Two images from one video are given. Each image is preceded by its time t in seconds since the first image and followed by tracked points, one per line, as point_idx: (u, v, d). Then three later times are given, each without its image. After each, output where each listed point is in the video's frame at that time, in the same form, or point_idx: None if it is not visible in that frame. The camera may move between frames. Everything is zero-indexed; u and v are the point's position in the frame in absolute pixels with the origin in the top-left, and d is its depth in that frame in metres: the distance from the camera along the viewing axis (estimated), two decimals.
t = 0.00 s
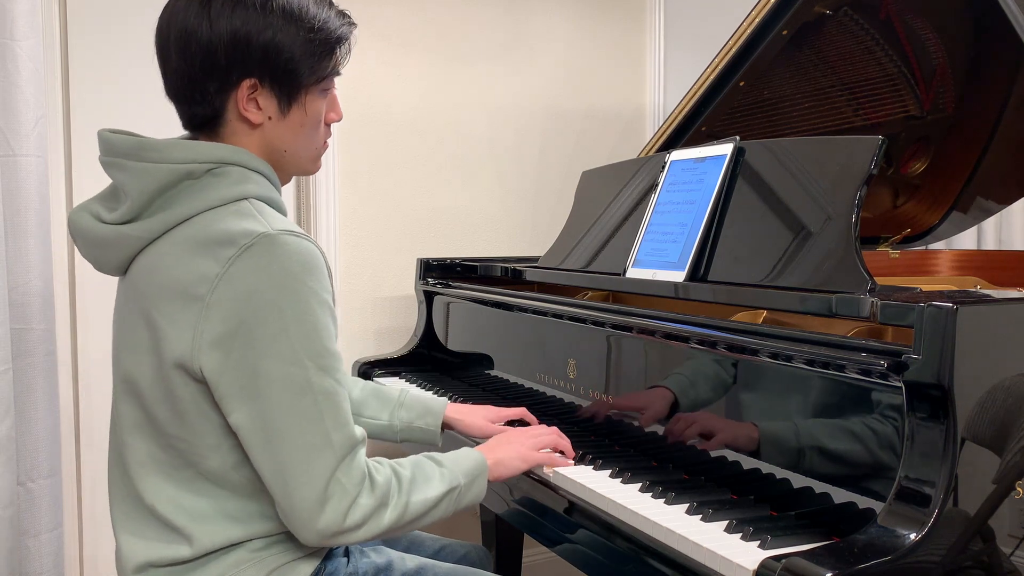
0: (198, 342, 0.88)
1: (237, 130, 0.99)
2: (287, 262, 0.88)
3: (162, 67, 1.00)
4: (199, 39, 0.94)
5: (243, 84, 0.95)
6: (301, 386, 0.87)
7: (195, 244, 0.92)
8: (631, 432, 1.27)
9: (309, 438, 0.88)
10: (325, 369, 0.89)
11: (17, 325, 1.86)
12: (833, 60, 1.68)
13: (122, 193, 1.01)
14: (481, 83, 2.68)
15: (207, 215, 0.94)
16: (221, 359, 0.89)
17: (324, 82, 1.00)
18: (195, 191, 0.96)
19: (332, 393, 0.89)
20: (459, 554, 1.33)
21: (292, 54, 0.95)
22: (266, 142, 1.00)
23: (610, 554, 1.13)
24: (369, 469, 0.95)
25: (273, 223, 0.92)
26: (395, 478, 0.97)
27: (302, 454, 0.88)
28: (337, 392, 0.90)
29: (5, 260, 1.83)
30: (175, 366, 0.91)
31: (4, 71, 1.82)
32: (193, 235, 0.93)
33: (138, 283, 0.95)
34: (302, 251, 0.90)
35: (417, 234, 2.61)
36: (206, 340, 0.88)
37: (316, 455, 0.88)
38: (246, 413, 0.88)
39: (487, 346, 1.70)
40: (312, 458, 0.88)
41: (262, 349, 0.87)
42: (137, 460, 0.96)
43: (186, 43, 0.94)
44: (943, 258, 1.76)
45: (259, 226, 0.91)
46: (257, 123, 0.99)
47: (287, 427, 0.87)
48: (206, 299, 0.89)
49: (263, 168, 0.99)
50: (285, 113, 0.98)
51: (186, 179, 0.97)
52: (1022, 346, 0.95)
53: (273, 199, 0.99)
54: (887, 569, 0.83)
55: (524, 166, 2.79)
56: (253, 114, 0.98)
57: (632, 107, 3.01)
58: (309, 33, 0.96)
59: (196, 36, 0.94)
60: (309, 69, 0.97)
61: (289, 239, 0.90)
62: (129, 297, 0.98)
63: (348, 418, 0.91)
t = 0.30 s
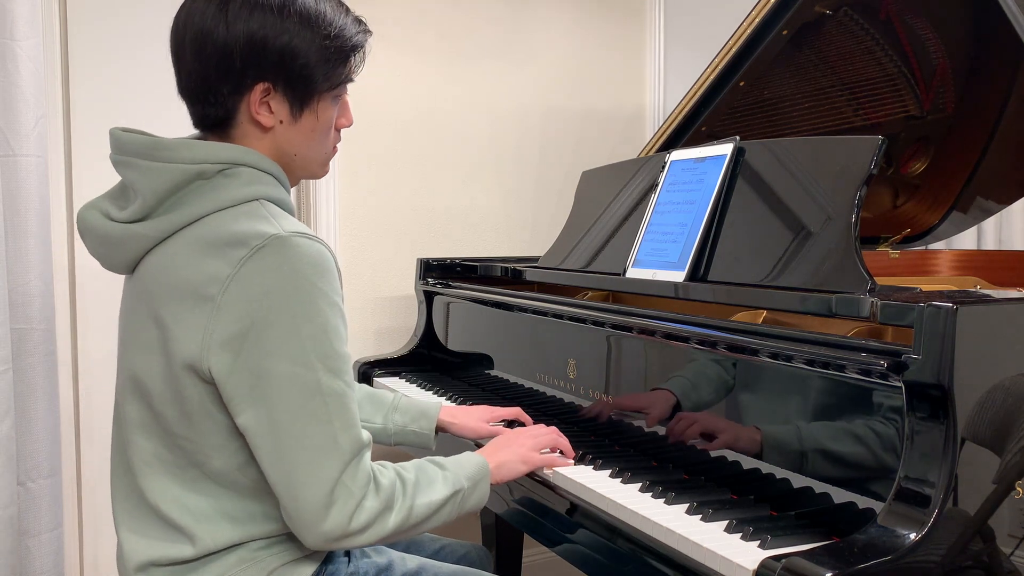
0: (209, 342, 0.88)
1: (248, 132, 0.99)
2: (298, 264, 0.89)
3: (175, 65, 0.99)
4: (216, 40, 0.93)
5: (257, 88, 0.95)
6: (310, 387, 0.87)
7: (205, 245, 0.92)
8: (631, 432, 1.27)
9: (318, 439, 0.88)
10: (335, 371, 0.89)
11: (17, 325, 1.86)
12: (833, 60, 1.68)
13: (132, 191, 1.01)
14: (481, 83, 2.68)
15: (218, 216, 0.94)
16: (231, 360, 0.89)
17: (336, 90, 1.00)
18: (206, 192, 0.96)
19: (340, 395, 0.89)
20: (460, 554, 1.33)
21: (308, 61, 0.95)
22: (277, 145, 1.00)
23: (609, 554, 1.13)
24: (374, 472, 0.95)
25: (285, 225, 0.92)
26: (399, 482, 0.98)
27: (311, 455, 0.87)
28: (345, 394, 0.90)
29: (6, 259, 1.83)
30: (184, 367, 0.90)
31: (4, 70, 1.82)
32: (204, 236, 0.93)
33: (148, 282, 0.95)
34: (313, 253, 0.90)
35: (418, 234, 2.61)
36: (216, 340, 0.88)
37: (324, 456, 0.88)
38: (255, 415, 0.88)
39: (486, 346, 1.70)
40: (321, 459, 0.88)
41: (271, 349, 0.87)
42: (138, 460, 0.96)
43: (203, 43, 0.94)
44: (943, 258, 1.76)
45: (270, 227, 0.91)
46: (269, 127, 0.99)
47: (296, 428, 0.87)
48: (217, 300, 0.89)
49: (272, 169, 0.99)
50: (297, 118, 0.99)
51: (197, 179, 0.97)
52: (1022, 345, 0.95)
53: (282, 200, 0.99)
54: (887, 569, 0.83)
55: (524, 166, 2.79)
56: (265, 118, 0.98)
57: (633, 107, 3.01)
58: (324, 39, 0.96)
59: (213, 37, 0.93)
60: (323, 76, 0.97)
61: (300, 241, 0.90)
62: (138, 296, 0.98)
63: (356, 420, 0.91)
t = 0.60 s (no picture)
0: (213, 347, 0.88)
1: (250, 134, 0.99)
2: (301, 266, 0.89)
3: (182, 62, 0.99)
4: (224, 40, 0.93)
5: (261, 91, 0.95)
6: (318, 388, 0.87)
7: (207, 249, 0.92)
8: (631, 432, 1.27)
9: (328, 440, 0.87)
10: (341, 371, 0.89)
11: (17, 325, 1.86)
12: (833, 60, 1.68)
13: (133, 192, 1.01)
14: (481, 83, 2.68)
15: (220, 219, 0.94)
16: (236, 365, 0.88)
17: (342, 97, 1.00)
18: (206, 195, 0.96)
19: (349, 393, 0.89)
20: (460, 554, 1.34)
21: (314, 67, 0.95)
22: (279, 148, 1.00)
23: (610, 554, 1.13)
24: (388, 468, 0.95)
25: (285, 228, 0.92)
26: (414, 476, 0.98)
27: (322, 456, 0.87)
28: (354, 394, 0.90)
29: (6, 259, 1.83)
30: (187, 369, 0.90)
31: (4, 71, 1.82)
32: (205, 239, 0.93)
33: (149, 285, 0.95)
34: (314, 255, 0.90)
35: (417, 234, 2.61)
36: (220, 345, 0.88)
37: (335, 456, 0.88)
38: (261, 420, 0.88)
39: (486, 346, 1.70)
40: (332, 460, 0.88)
41: (277, 353, 0.87)
42: (139, 460, 0.96)
43: (210, 41, 0.94)
44: (943, 258, 1.76)
45: (271, 231, 0.91)
46: (272, 130, 0.98)
47: (304, 430, 0.87)
48: (221, 305, 0.88)
49: (275, 172, 0.99)
50: (301, 122, 0.98)
51: (198, 182, 0.96)
52: (1022, 345, 0.95)
53: (284, 203, 0.98)
54: (887, 569, 0.82)
55: (524, 166, 2.79)
56: (269, 121, 0.97)
57: (633, 108, 3.01)
58: (333, 46, 0.96)
59: (221, 36, 0.93)
60: (329, 82, 0.97)
61: (301, 244, 0.90)
62: (139, 299, 0.97)
63: (366, 420, 0.91)
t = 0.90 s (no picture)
0: (216, 356, 0.89)
1: (253, 135, 0.99)
2: (299, 272, 0.89)
3: (185, 64, 0.99)
4: (228, 41, 0.93)
5: (265, 92, 0.95)
6: (322, 391, 0.87)
7: (204, 255, 0.92)
8: (631, 432, 1.27)
9: (335, 443, 0.88)
10: (343, 373, 0.89)
11: (16, 325, 1.86)
12: (833, 60, 1.68)
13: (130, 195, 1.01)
14: (481, 83, 2.68)
15: (217, 224, 0.94)
16: (240, 373, 0.89)
17: (345, 99, 1.00)
18: (204, 200, 0.96)
19: (353, 394, 0.89)
20: (459, 554, 1.33)
21: (319, 68, 0.95)
22: (281, 151, 1.00)
23: (610, 554, 1.13)
24: (402, 460, 0.96)
25: (281, 234, 0.92)
26: (429, 465, 0.98)
27: (330, 460, 0.88)
28: (358, 395, 0.90)
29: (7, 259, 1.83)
30: (185, 372, 0.90)
31: (4, 71, 1.82)
32: (202, 244, 0.93)
33: (145, 290, 0.95)
34: (310, 260, 0.90)
35: (417, 234, 2.61)
36: (224, 353, 0.89)
37: (343, 458, 0.88)
38: (268, 426, 0.89)
39: (487, 346, 1.70)
40: (339, 462, 0.88)
41: (280, 360, 0.87)
42: (138, 461, 0.96)
43: (215, 43, 0.94)
44: (943, 258, 1.76)
45: (266, 238, 0.91)
46: (275, 132, 0.98)
47: (310, 434, 0.88)
48: (221, 314, 0.89)
49: (274, 176, 0.99)
50: (304, 125, 0.98)
51: (196, 186, 0.97)
52: (1022, 345, 0.95)
53: (281, 209, 0.99)
54: (887, 569, 0.82)
55: (524, 166, 2.79)
56: (272, 123, 0.97)
57: (633, 108, 3.01)
58: (337, 48, 0.96)
59: (226, 37, 0.93)
60: (333, 84, 0.97)
61: (297, 250, 0.90)
62: (136, 304, 0.97)
63: (374, 419, 0.91)
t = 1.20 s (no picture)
0: (213, 359, 0.89)
1: (248, 135, 0.99)
2: (294, 275, 0.89)
3: (176, 69, 0.99)
4: (219, 43, 0.93)
5: (259, 92, 0.95)
6: (318, 394, 0.87)
7: (198, 257, 0.92)
8: (631, 432, 1.27)
9: (332, 446, 0.88)
10: (339, 375, 0.89)
11: (16, 325, 1.86)
12: (833, 60, 1.68)
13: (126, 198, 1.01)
14: (481, 83, 2.68)
15: (211, 226, 0.94)
16: (237, 375, 0.89)
17: (339, 92, 1.00)
18: (200, 201, 0.96)
19: (350, 396, 0.89)
20: (459, 554, 1.34)
21: (312, 63, 0.95)
22: (277, 149, 1.00)
23: (610, 554, 1.13)
24: (401, 459, 0.96)
25: (276, 236, 0.92)
26: (428, 465, 0.98)
27: (328, 462, 0.88)
28: (356, 396, 0.90)
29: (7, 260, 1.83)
30: (182, 373, 0.90)
31: (4, 70, 1.82)
32: (197, 246, 0.92)
33: (140, 292, 0.95)
34: (306, 264, 0.90)
35: (417, 234, 2.61)
36: (221, 355, 0.89)
37: (341, 460, 0.88)
38: (265, 427, 0.89)
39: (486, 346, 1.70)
40: (338, 463, 0.88)
41: (276, 363, 0.87)
42: (138, 462, 0.96)
43: (205, 46, 0.94)
44: (944, 258, 1.76)
45: (261, 240, 0.91)
46: (270, 131, 0.98)
47: (307, 436, 0.88)
48: (216, 316, 0.89)
49: (269, 178, 0.99)
50: (300, 121, 0.98)
51: (191, 188, 0.97)
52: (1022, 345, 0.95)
53: (277, 210, 0.99)
54: (887, 569, 0.82)
55: (524, 167, 2.79)
56: (267, 121, 0.97)
57: (633, 108, 3.01)
58: (328, 42, 0.96)
59: (216, 39, 0.93)
60: (327, 78, 0.97)
61: (291, 253, 0.90)
62: (130, 306, 0.97)
63: (372, 419, 0.91)
